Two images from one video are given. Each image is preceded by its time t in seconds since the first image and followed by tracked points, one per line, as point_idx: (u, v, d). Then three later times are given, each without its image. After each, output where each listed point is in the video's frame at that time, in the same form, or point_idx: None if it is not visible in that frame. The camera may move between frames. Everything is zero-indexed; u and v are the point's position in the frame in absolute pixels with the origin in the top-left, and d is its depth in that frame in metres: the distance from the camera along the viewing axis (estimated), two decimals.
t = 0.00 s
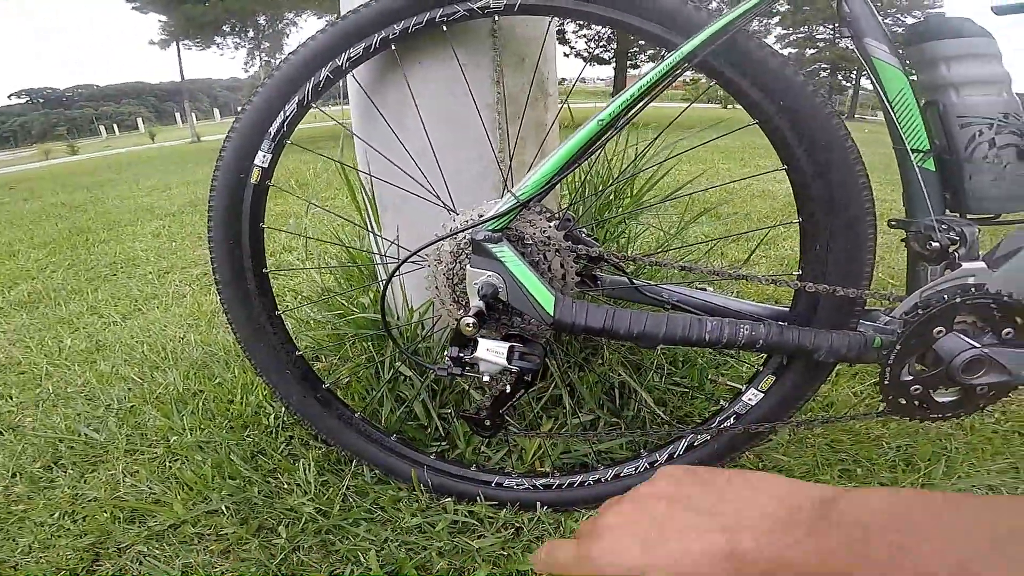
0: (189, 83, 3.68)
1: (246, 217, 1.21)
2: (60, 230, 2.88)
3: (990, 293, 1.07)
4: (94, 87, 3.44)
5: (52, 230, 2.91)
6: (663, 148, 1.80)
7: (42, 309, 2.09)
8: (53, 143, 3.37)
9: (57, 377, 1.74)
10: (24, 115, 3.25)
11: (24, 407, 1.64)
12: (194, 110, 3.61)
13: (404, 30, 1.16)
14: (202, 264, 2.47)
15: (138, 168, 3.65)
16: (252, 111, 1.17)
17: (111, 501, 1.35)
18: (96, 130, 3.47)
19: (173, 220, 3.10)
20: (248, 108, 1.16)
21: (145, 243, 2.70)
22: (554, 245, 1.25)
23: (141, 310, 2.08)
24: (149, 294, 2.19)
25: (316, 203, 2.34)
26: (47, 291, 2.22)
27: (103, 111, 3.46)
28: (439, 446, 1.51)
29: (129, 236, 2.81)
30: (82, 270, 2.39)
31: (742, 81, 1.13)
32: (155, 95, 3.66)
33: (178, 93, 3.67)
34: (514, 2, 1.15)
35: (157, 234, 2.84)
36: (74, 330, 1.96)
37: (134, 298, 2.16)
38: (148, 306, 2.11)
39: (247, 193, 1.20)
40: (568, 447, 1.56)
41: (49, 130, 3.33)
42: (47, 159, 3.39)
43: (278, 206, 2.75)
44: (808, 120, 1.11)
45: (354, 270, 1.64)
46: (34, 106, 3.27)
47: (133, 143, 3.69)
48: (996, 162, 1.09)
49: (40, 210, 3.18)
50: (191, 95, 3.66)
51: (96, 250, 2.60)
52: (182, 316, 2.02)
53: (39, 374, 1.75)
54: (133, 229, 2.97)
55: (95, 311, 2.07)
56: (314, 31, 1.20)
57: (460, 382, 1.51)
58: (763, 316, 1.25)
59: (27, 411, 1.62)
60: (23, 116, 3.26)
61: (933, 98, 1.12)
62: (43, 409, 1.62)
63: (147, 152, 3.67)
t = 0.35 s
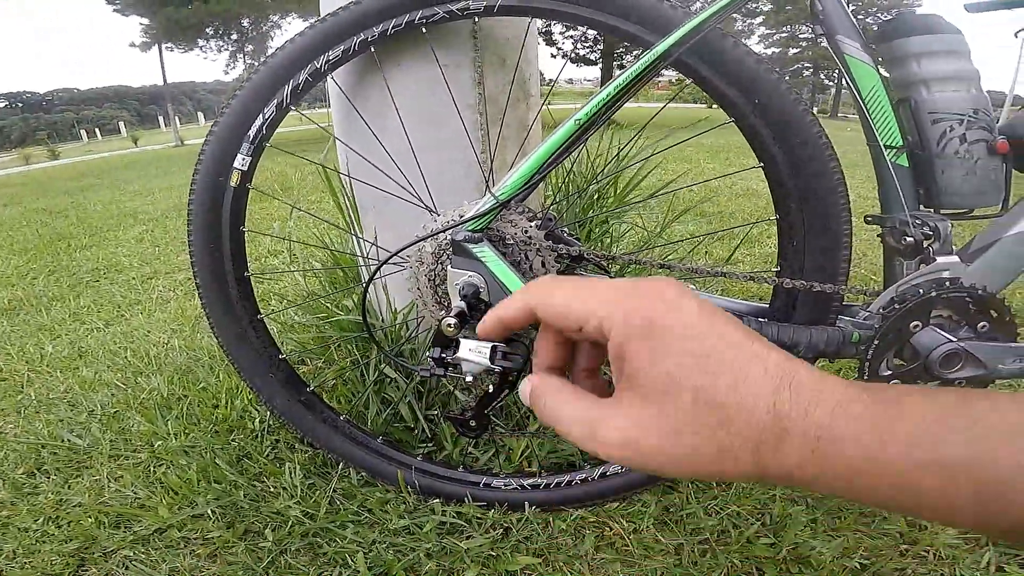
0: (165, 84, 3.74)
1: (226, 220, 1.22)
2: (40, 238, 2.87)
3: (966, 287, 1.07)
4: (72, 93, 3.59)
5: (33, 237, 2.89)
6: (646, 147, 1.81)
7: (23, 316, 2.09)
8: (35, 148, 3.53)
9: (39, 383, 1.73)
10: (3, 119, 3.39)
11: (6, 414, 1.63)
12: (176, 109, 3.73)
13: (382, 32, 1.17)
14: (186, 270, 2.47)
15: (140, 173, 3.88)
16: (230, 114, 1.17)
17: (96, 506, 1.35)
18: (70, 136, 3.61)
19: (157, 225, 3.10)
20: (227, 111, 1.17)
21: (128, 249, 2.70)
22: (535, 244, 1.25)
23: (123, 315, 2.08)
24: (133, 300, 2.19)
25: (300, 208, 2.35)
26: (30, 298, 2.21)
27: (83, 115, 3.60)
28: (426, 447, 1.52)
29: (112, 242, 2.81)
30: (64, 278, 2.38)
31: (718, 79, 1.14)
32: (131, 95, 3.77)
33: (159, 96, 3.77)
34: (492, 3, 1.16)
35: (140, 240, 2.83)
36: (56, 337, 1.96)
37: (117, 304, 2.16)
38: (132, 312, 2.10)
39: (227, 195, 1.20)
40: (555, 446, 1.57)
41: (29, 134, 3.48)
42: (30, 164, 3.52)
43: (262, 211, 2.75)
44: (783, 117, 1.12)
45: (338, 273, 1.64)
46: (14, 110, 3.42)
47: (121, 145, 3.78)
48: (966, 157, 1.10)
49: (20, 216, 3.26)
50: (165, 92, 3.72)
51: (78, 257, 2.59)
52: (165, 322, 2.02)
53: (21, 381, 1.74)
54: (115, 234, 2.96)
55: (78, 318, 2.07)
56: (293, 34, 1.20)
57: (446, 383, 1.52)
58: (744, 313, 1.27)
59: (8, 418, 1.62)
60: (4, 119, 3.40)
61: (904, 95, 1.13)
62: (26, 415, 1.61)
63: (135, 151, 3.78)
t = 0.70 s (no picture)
0: (162, 92, 4.63)
1: (218, 223, 1.22)
2: (32, 243, 2.88)
3: (958, 282, 1.08)
4: (65, 98, 4.25)
5: (25, 243, 2.89)
6: (639, 147, 1.82)
7: (17, 322, 2.09)
8: (25, 154, 4.07)
9: (32, 389, 1.74)
10: None
11: None
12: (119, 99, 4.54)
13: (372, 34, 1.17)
14: (179, 274, 2.48)
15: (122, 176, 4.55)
16: (221, 117, 1.17)
17: (92, 510, 1.35)
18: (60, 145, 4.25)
19: (151, 229, 3.11)
20: (218, 114, 1.17)
21: (122, 254, 2.71)
22: (528, 244, 1.26)
23: (117, 320, 2.09)
24: (127, 305, 2.19)
25: (293, 211, 2.36)
26: (24, 303, 2.22)
27: (74, 119, 4.26)
28: (423, 449, 1.52)
29: (105, 247, 2.82)
30: (58, 283, 2.39)
31: (708, 78, 1.14)
32: (122, 104, 4.59)
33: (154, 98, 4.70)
34: (483, 4, 1.16)
35: (133, 244, 2.84)
36: (50, 342, 1.96)
37: (111, 308, 2.17)
38: (126, 317, 2.11)
39: (219, 198, 1.21)
40: (551, 447, 1.57)
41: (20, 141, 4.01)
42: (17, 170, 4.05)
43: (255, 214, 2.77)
44: (775, 116, 1.12)
45: (332, 276, 1.65)
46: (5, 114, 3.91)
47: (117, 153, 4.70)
48: (955, 153, 1.11)
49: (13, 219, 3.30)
50: (163, 100, 4.58)
51: (71, 262, 2.60)
52: (159, 326, 2.02)
53: (14, 387, 1.74)
54: (108, 239, 2.97)
55: (71, 323, 2.07)
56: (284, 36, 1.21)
57: (441, 384, 1.52)
58: (735, 310, 1.29)
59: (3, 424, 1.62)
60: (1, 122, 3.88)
61: (892, 91, 1.13)
62: (20, 421, 1.61)
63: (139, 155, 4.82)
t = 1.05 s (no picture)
0: (147, 96, 4.23)
1: (204, 227, 1.23)
2: (19, 253, 2.88)
3: (941, 274, 1.08)
4: (50, 104, 4.06)
5: (13, 252, 2.89)
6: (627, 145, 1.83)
7: (6, 331, 2.09)
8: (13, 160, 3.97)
9: (22, 398, 1.74)
10: None
11: None
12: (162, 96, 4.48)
13: (355, 37, 1.17)
14: (170, 281, 2.48)
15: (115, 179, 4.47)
16: (205, 120, 1.18)
17: (85, 516, 1.36)
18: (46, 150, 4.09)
19: (138, 236, 3.12)
20: (201, 118, 1.18)
21: (111, 261, 2.71)
22: (516, 244, 1.25)
23: (107, 328, 2.09)
24: (116, 312, 2.20)
25: (284, 216, 2.37)
26: (11, 313, 2.22)
27: (57, 126, 4.06)
28: (416, 450, 1.53)
29: (94, 254, 2.82)
30: (46, 292, 2.39)
31: (689, 75, 1.14)
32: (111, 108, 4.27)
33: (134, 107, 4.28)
34: (467, 5, 1.17)
35: (122, 251, 2.85)
36: (39, 351, 1.96)
37: (101, 316, 2.17)
38: (116, 324, 2.11)
39: (204, 202, 1.21)
40: (544, 446, 1.57)
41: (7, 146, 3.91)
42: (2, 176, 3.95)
43: (245, 219, 2.78)
44: (756, 112, 1.13)
45: (321, 280, 1.65)
46: None
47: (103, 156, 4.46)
48: (935, 148, 1.11)
49: None
50: (149, 106, 4.21)
51: (60, 270, 2.61)
52: (149, 333, 2.03)
53: (4, 396, 1.75)
54: (97, 247, 2.97)
55: (61, 331, 2.08)
56: (266, 39, 1.21)
57: (433, 385, 1.53)
58: (723, 307, 1.28)
59: None
60: None
61: (872, 87, 1.13)
62: (10, 429, 1.62)
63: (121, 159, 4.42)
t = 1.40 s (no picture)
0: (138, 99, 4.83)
1: (192, 232, 1.24)
2: (7, 259, 2.89)
3: (923, 271, 1.09)
4: (38, 108, 4.44)
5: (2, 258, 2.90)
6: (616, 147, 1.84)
7: None
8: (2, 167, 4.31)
9: (13, 404, 1.75)
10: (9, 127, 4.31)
11: None
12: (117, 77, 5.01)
13: (342, 41, 1.18)
14: (160, 286, 2.50)
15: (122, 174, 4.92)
16: (192, 125, 1.19)
17: (77, 520, 1.37)
18: (35, 154, 4.51)
19: (127, 242, 3.14)
20: (188, 123, 1.19)
21: (101, 267, 2.73)
22: (504, 246, 1.25)
23: (98, 334, 2.10)
24: (107, 318, 2.21)
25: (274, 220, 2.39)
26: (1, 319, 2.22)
27: (46, 130, 4.51)
28: (409, 453, 1.54)
29: (84, 260, 2.84)
30: (36, 298, 2.40)
31: (673, 76, 1.15)
32: (100, 113, 4.85)
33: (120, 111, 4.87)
34: (453, 9, 1.18)
35: (112, 257, 2.87)
36: (29, 357, 1.97)
37: (91, 322, 2.18)
38: (107, 330, 2.13)
39: (192, 207, 1.22)
40: (536, 447, 1.58)
41: None
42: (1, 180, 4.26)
43: (236, 224, 2.80)
44: (739, 112, 1.13)
45: (311, 283, 1.66)
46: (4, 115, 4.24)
47: (90, 162, 4.91)
48: (915, 146, 1.12)
49: None
50: (139, 109, 4.78)
51: (50, 276, 2.62)
52: (140, 338, 2.04)
53: None
54: (86, 252, 2.98)
55: (51, 337, 2.09)
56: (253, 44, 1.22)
57: (424, 387, 1.54)
58: (710, 306, 1.29)
59: None
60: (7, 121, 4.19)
61: (853, 87, 1.14)
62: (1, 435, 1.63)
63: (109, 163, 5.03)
